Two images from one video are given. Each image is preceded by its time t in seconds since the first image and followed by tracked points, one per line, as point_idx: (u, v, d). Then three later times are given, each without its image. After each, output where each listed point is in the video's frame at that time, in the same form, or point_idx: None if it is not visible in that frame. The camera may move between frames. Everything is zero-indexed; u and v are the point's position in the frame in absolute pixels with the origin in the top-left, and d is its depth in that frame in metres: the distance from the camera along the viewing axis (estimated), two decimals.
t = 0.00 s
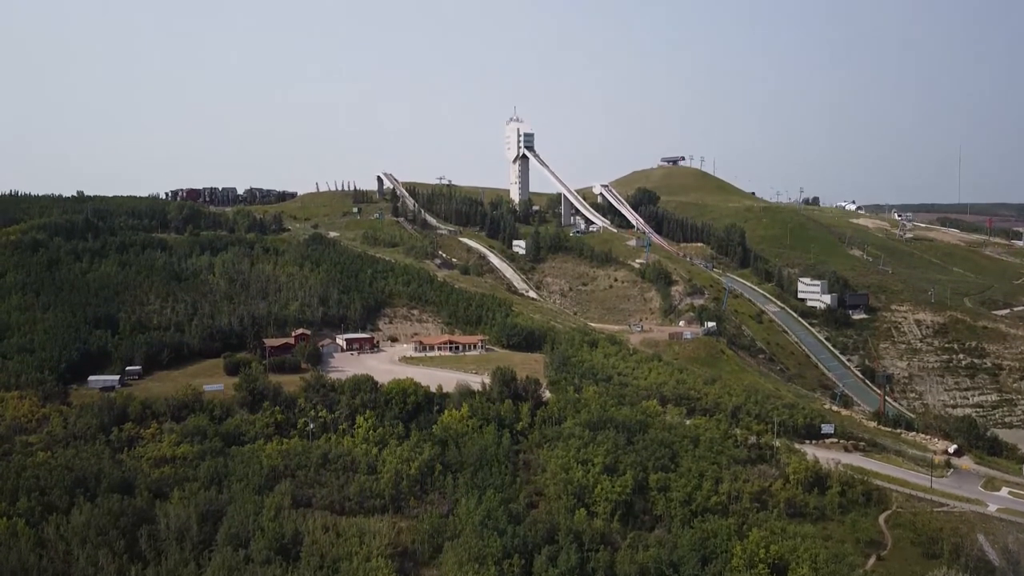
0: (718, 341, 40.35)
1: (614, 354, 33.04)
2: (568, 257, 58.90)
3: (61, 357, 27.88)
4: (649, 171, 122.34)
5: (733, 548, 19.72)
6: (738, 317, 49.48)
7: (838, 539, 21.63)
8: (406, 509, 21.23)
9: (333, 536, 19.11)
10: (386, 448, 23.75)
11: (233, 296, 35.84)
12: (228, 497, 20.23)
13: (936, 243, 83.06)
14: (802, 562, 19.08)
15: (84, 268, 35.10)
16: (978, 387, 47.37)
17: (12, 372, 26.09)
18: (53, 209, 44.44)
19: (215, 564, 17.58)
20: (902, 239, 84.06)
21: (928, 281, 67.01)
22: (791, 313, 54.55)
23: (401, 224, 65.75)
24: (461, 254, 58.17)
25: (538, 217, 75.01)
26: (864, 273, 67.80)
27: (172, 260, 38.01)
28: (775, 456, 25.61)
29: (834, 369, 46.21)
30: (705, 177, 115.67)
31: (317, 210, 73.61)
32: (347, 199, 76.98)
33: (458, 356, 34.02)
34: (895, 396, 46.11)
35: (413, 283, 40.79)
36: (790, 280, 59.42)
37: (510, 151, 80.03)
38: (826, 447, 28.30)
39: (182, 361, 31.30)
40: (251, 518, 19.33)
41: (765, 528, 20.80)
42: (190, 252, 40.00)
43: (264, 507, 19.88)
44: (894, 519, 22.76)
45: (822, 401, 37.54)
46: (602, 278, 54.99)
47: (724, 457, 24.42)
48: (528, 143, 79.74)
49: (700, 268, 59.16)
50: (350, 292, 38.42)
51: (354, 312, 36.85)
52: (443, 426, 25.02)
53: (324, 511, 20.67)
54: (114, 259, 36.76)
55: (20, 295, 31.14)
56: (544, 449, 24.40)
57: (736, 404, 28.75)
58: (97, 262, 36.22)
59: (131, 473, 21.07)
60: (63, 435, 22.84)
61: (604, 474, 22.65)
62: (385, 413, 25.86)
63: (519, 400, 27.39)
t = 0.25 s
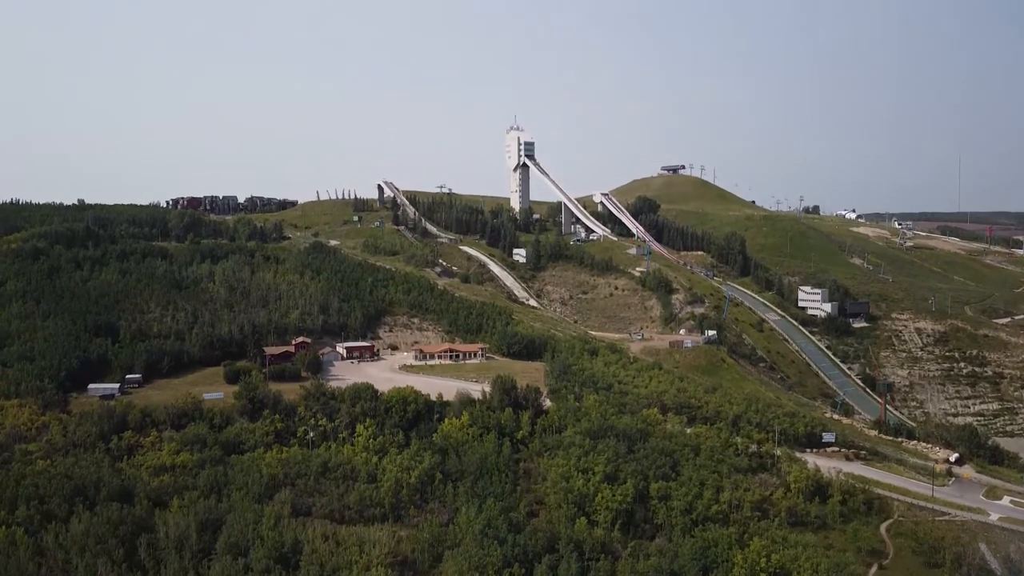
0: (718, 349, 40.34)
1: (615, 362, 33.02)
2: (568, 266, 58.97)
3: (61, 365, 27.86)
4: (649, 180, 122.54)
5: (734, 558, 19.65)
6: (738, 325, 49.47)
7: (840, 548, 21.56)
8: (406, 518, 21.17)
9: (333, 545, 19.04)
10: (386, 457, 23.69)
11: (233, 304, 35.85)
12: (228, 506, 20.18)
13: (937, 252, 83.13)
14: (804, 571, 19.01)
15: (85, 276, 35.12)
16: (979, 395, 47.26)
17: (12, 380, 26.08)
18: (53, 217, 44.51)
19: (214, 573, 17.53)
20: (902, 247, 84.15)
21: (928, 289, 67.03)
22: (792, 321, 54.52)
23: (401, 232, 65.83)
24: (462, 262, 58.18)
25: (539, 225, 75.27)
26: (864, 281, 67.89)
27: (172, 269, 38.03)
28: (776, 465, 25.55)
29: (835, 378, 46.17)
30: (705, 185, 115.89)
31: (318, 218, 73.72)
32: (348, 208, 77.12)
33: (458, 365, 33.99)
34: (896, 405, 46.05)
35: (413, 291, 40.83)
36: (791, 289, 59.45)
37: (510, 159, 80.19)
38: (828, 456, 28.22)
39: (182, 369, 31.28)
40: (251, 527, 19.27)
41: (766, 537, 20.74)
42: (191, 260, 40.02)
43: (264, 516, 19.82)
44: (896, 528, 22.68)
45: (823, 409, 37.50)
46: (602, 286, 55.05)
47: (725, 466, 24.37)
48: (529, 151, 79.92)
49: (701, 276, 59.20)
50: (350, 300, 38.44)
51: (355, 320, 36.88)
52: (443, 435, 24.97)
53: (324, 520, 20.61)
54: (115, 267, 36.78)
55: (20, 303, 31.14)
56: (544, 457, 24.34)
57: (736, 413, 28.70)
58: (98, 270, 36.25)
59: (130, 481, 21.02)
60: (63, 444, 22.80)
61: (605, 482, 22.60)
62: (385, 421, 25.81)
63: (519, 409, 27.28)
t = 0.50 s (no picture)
0: (719, 351, 40.35)
1: (615, 364, 33.02)
2: (568, 268, 59.01)
3: (61, 366, 27.89)
4: (650, 181, 122.56)
5: (734, 560, 19.65)
6: (739, 327, 49.47)
7: (840, 550, 21.57)
8: (407, 519, 21.16)
9: (333, 546, 19.04)
10: (386, 458, 23.68)
11: (234, 305, 35.87)
12: (228, 507, 20.18)
13: (937, 253, 83.12)
14: (804, 573, 19.01)
15: (85, 277, 35.15)
16: (979, 397, 47.22)
17: (12, 381, 26.09)
18: (54, 218, 44.56)
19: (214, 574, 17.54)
20: (903, 249, 84.17)
21: (929, 291, 67.02)
22: (792, 323, 54.49)
23: (402, 233, 65.87)
24: (462, 263, 58.18)
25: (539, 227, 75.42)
26: (864, 283, 67.92)
27: (173, 270, 38.05)
28: (777, 467, 25.55)
29: (835, 379, 46.16)
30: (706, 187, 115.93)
31: (318, 220, 73.76)
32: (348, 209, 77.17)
33: (458, 366, 34.00)
34: (896, 407, 46.04)
35: (413, 293, 40.88)
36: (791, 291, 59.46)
37: (511, 160, 80.21)
38: (828, 457, 28.20)
39: (182, 371, 31.30)
40: (251, 528, 19.26)
41: (765, 539, 20.74)
42: (191, 262, 40.05)
43: (264, 517, 19.81)
44: (896, 529, 22.67)
45: (823, 410, 37.52)
46: (602, 288, 55.12)
47: (725, 467, 24.36)
48: (529, 153, 79.96)
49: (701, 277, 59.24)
50: (351, 302, 38.46)
51: (355, 322, 36.90)
52: (443, 436, 24.96)
53: (324, 521, 20.61)
54: (116, 269, 36.81)
55: (21, 304, 31.15)
56: (544, 459, 24.34)
57: (737, 414, 28.70)
58: (99, 272, 36.28)
59: (131, 482, 21.03)
60: (63, 445, 22.81)
61: (605, 484, 22.60)
62: (385, 423, 25.81)
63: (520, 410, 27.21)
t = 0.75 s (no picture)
0: (719, 351, 40.34)
1: (615, 364, 33.01)
2: (568, 268, 59.03)
3: (61, 366, 27.88)
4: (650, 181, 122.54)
5: (734, 560, 19.65)
6: (739, 327, 49.47)
7: (840, 550, 21.58)
8: (407, 519, 21.16)
9: (333, 546, 19.04)
10: (386, 458, 23.68)
11: (234, 305, 35.86)
12: (228, 507, 20.18)
13: (937, 253, 83.11)
14: (804, 573, 19.01)
15: (85, 277, 35.14)
16: (979, 397, 47.20)
17: (12, 381, 26.09)
18: (55, 219, 44.56)
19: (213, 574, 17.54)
20: (903, 249, 84.16)
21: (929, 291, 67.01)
22: (792, 323, 54.48)
23: (402, 233, 65.88)
24: (462, 263, 58.15)
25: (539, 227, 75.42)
26: (865, 283, 67.91)
27: (173, 270, 38.04)
28: (777, 467, 25.54)
29: (835, 379, 46.17)
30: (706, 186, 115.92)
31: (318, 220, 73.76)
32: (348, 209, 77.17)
33: (458, 366, 34.00)
34: (896, 407, 46.03)
35: (414, 293, 40.89)
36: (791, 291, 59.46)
37: (511, 160, 80.19)
38: (828, 457, 28.19)
39: (182, 370, 31.30)
40: (251, 528, 19.26)
41: (765, 539, 20.75)
42: (192, 261, 40.04)
43: (264, 517, 19.81)
44: (897, 529, 22.66)
45: (823, 410, 37.51)
46: (603, 288, 55.14)
47: (726, 467, 24.36)
48: (529, 153, 79.95)
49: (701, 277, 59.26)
50: (351, 302, 38.47)
51: (355, 322, 36.90)
52: (443, 436, 24.96)
53: (324, 521, 20.61)
54: (116, 269, 36.80)
55: (21, 304, 31.15)
56: (544, 459, 24.33)
57: (737, 414, 28.69)
58: (99, 272, 36.27)
59: (131, 482, 21.03)
60: (63, 445, 22.80)
61: (605, 484, 22.60)
62: (385, 423, 25.80)
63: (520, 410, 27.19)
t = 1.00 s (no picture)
0: (719, 351, 40.34)
1: (616, 364, 33.01)
2: (569, 268, 59.05)
3: (62, 366, 27.88)
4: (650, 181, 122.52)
5: (735, 560, 19.65)
6: (739, 327, 49.47)
7: (840, 550, 21.58)
8: (407, 519, 21.17)
9: (334, 546, 19.05)
10: (387, 458, 23.67)
11: (234, 305, 35.86)
12: (228, 507, 20.19)
13: (937, 253, 83.08)
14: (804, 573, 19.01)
15: (86, 277, 35.14)
16: (980, 397, 47.20)
17: (12, 382, 26.08)
18: (55, 219, 44.56)
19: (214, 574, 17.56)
20: (903, 249, 84.15)
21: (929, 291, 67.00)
22: (793, 323, 54.47)
23: (402, 233, 65.89)
24: (462, 263, 58.13)
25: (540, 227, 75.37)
26: (865, 283, 67.89)
27: (173, 270, 38.04)
28: (777, 467, 25.54)
29: (836, 379, 46.18)
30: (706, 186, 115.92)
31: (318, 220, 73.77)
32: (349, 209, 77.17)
33: (458, 366, 34.01)
34: (896, 407, 46.03)
35: (414, 293, 40.90)
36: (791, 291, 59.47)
37: (511, 160, 80.18)
38: (828, 457, 28.19)
39: (183, 370, 31.31)
40: (251, 528, 19.27)
41: (766, 539, 20.76)
42: (192, 262, 40.04)
43: (264, 517, 19.81)
44: (897, 529, 22.66)
45: (823, 410, 37.52)
46: (603, 288, 55.15)
47: (726, 467, 24.35)
48: (529, 153, 79.95)
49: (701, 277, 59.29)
50: (351, 302, 38.48)
51: (356, 322, 36.89)
52: (443, 436, 24.96)
53: (324, 521, 20.61)
54: (116, 269, 36.79)
55: (21, 304, 31.15)
56: (544, 459, 24.32)
57: (737, 415, 28.68)
58: (99, 272, 36.27)
59: (131, 482, 21.04)
60: (63, 445, 22.80)
61: (605, 484, 22.60)
62: (385, 423, 25.80)
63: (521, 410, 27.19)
